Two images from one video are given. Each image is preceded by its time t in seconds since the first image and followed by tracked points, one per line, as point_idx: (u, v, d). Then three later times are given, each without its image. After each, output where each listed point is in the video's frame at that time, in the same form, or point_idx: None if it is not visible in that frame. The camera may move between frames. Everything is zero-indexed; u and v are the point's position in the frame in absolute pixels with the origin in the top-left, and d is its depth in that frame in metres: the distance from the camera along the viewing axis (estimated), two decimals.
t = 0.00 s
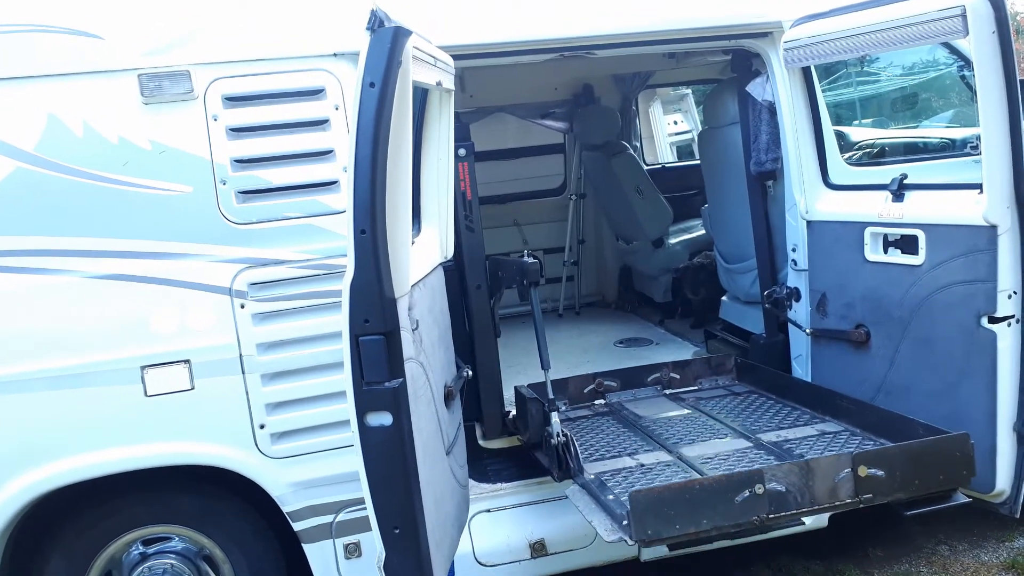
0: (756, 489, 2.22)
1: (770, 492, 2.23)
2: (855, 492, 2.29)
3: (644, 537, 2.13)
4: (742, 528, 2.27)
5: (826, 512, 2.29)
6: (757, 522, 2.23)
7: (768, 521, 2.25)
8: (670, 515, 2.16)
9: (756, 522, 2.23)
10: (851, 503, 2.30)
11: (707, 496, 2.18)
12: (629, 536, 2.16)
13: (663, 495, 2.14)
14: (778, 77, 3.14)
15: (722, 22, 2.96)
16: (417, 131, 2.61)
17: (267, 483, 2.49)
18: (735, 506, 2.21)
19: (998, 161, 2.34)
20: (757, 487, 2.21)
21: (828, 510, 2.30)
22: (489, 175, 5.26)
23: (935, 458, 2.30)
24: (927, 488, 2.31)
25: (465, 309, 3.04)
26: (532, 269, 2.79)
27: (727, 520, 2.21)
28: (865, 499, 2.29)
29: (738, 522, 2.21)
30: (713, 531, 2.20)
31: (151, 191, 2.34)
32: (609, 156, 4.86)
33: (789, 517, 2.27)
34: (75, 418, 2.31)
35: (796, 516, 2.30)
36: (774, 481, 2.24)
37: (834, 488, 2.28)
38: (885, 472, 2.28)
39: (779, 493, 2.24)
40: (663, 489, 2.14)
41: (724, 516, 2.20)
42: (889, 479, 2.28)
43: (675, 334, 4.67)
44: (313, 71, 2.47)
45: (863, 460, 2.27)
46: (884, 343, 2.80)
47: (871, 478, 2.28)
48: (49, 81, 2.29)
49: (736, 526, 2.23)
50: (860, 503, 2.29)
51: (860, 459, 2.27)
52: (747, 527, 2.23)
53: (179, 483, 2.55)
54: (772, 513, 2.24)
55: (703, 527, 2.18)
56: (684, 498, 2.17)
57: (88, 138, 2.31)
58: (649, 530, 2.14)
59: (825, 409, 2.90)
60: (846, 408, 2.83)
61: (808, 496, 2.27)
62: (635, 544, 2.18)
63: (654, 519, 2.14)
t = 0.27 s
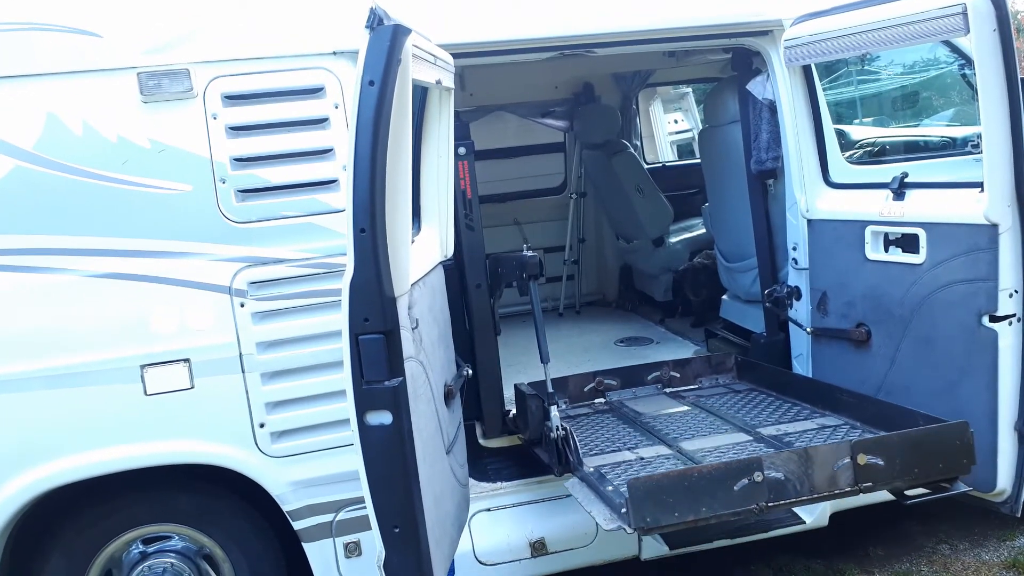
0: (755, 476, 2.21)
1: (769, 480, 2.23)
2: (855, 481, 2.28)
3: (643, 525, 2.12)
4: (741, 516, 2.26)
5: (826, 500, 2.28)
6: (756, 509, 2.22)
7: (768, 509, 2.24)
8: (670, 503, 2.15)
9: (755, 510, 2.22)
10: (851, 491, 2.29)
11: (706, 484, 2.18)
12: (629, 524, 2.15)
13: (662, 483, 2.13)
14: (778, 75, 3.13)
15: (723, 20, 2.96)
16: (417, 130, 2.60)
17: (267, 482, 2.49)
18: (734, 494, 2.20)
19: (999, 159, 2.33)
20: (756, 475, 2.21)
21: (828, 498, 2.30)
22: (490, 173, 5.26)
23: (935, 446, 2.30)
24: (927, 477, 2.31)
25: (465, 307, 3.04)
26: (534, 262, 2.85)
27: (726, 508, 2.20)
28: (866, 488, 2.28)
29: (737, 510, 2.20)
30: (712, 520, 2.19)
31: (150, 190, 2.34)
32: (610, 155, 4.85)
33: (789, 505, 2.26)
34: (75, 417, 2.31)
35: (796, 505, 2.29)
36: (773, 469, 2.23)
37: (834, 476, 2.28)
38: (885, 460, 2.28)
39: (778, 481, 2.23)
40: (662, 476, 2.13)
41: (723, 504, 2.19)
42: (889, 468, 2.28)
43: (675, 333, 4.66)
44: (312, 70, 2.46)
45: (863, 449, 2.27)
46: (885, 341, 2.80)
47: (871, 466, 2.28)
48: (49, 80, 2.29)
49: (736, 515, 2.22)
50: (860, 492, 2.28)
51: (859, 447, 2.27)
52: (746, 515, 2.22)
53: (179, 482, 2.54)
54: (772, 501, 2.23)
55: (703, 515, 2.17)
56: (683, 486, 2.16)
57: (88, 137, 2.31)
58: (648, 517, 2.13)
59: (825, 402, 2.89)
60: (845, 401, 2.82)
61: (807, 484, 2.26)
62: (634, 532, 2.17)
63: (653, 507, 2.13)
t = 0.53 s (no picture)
0: (751, 463, 2.22)
1: (765, 467, 2.24)
2: (851, 468, 2.29)
3: (639, 512, 2.13)
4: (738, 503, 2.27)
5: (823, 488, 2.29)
6: (753, 497, 2.23)
7: (765, 497, 2.25)
8: (665, 490, 2.16)
9: (752, 497, 2.23)
10: (848, 478, 2.30)
11: (703, 471, 2.19)
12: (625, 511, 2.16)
13: (657, 469, 2.14)
14: (776, 73, 3.13)
15: (721, 17, 2.95)
16: (415, 128, 2.59)
17: (265, 480, 2.48)
18: (730, 481, 2.21)
19: (998, 157, 2.33)
20: (752, 462, 2.22)
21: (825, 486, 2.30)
22: (488, 171, 5.26)
23: (931, 434, 2.30)
24: (924, 464, 2.32)
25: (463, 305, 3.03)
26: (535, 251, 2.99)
27: (723, 495, 2.21)
28: (862, 475, 2.29)
29: (734, 498, 2.21)
30: (709, 506, 2.20)
31: (147, 188, 2.33)
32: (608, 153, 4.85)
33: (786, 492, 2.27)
34: (71, 416, 2.30)
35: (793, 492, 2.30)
36: (770, 456, 2.24)
37: (830, 463, 2.29)
38: (881, 448, 2.29)
39: (774, 469, 2.24)
40: (658, 462, 2.14)
41: (720, 492, 2.20)
42: (885, 455, 2.30)
43: (673, 331, 4.66)
44: (309, 67, 2.45)
45: (859, 436, 2.27)
46: (883, 339, 2.80)
47: (867, 454, 2.29)
48: (45, 77, 2.28)
49: (732, 502, 2.23)
50: (856, 479, 2.29)
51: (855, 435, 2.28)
52: (743, 502, 2.23)
53: (177, 480, 2.54)
54: (768, 488, 2.24)
55: (699, 502, 2.18)
56: (679, 472, 2.17)
57: (84, 134, 2.30)
58: (644, 504, 2.14)
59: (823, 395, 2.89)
60: (842, 396, 2.82)
61: (803, 471, 2.27)
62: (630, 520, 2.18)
63: (649, 493, 2.14)
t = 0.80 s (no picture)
0: (753, 452, 2.21)
1: (766, 455, 2.24)
2: (853, 457, 2.29)
3: (640, 500, 2.12)
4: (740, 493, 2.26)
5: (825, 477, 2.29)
6: (755, 485, 2.23)
7: (767, 485, 2.25)
8: (667, 478, 2.15)
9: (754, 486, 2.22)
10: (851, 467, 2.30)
11: (705, 459, 2.18)
12: (627, 500, 2.14)
13: (659, 458, 2.13)
14: (781, 73, 3.13)
15: (725, 17, 2.94)
16: (419, 127, 2.59)
17: (268, 479, 2.49)
18: (732, 470, 2.20)
19: (1003, 157, 2.32)
20: (754, 450, 2.21)
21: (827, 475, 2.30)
22: (491, 171, 5.26)
23: (933, 423, 2.31)
24: (925, 453, 2.33)
25: (467, 304, 3.03)
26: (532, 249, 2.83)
27: (725, 484, 2.20)
28: (865, 464, 2.29)
29: (736, 487, 2.21)
30: (711, 495, 2.19)
31: (151, 186, 2.33)
32: (611, 153, 4.86)
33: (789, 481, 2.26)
34: (75, 414, 2.30)
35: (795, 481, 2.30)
36: (771, 444, 2.24)
37: (832, 452, 2.29)
38: (883, 437, 2.29)
39: (776, 457, 2.24)
40: (661, 450, 2.14)
41: (722, 480, 2.20)
42: (888, 443, 2.30)
43: (677, 331, 4.66)
44: (314, 66, 2.45)
45: (861, 425, 2.28)
46: (887, 339, 2.79)
47: (869, 443, 2.29)
48: (50, 75, 2.28)
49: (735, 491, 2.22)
50: (859, 468, 2.29)
51: (857, 424, 2.28)
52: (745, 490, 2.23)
53: (180, 479, 2.54)
54: (770, 477, 2.24)
55: (701, 490, 2.16)
56: (681, 460, 2.16)
57: (89, 133, 2.30)
58: (646, 492, 2.13)
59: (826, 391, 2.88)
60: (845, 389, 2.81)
61: (805, 460, 2.27)
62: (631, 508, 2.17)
63: (651, 481, 2.13)
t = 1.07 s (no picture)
0: (750, 444, 2.23)
1: (764, 447, 2.26)
2: (851, 449, 2.31)
3: (637, 490, 2.12)
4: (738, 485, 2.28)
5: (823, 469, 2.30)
6: (753, 477, 2.24)
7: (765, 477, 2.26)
8: (664, 469, 2.16)
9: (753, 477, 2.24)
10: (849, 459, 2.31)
11: (703, 451, 2.19)
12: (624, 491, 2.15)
13: (655, 448, 2.14)
14: (781, 76, 3.13)
15: (725, 20, 2.95)
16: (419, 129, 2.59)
17: (266, 481, 2.48)
18: (730, 462, 2.21)
19: (1003, 161, 2.32)
20: (751, 442, 2.22)
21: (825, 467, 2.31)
22: (490, 174, 5.26)
23: (932, 415, 2.31)
24: (924, 443, 2.32)
25: (466, 307, 3.03)
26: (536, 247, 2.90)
27: (724, 475, 2.21)
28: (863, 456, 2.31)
29: (735, 478, 2.22)
30: (709, 486, 2.20)
31: (151, 189, 2.33)
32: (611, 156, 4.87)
33: (787, 473, 2.28)
34: (74, 416, 2.30)
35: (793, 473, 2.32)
36: (769, 436, 2.27)
37: (830, 444, 2.30)
38: (881, 430, 2.30)
39: (774, 449, 2.26)
40: (657, 441, 2.14)
41: (721, 472, 2.21)
42: (886, 435, 2.31)
43: (676, 334, 4.66)
44: (314, 68, 2.45)
45: (858, 417, 2.29)
46: (887, 343, 2.79)
47: (867, 434, 2.30)
48: (49, 77, 2.28)
49: (733, 482, 2.23)
50: (857, 460, 2.31)
51: (855, 415, 2.30)
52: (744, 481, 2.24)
53: (179, 481, 2.54)
54: (768, 469, 2.26)
55: (699, 481, 2.18)
56: (679, 451, 2.17)
57: (89, 135, 2.30)
58: (643, 483, 2.13)
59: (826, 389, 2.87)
60: (844, 386, 2.81)
61: (803, 452, 2.29)
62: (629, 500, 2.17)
63: (648, 472, 2.13)
